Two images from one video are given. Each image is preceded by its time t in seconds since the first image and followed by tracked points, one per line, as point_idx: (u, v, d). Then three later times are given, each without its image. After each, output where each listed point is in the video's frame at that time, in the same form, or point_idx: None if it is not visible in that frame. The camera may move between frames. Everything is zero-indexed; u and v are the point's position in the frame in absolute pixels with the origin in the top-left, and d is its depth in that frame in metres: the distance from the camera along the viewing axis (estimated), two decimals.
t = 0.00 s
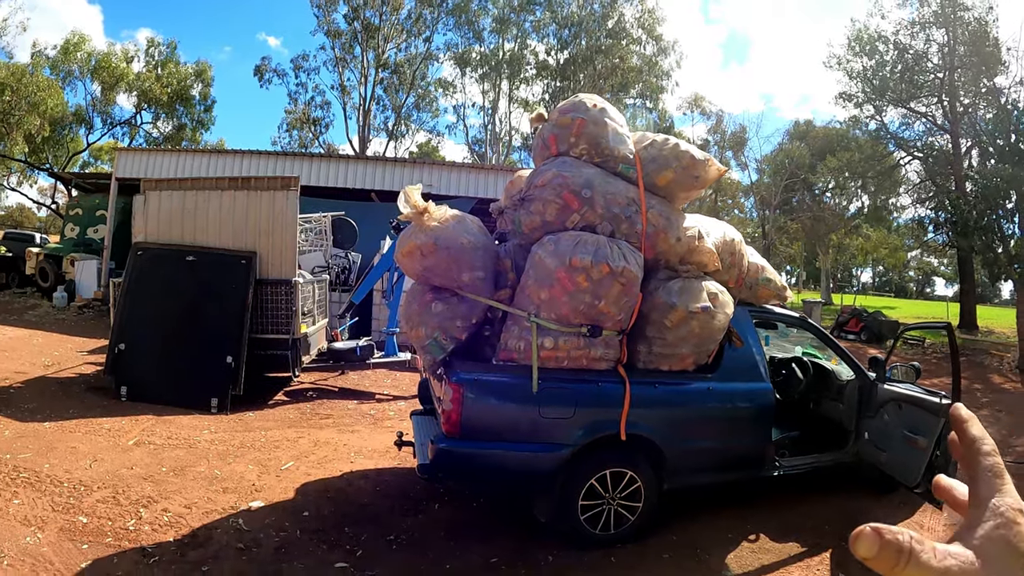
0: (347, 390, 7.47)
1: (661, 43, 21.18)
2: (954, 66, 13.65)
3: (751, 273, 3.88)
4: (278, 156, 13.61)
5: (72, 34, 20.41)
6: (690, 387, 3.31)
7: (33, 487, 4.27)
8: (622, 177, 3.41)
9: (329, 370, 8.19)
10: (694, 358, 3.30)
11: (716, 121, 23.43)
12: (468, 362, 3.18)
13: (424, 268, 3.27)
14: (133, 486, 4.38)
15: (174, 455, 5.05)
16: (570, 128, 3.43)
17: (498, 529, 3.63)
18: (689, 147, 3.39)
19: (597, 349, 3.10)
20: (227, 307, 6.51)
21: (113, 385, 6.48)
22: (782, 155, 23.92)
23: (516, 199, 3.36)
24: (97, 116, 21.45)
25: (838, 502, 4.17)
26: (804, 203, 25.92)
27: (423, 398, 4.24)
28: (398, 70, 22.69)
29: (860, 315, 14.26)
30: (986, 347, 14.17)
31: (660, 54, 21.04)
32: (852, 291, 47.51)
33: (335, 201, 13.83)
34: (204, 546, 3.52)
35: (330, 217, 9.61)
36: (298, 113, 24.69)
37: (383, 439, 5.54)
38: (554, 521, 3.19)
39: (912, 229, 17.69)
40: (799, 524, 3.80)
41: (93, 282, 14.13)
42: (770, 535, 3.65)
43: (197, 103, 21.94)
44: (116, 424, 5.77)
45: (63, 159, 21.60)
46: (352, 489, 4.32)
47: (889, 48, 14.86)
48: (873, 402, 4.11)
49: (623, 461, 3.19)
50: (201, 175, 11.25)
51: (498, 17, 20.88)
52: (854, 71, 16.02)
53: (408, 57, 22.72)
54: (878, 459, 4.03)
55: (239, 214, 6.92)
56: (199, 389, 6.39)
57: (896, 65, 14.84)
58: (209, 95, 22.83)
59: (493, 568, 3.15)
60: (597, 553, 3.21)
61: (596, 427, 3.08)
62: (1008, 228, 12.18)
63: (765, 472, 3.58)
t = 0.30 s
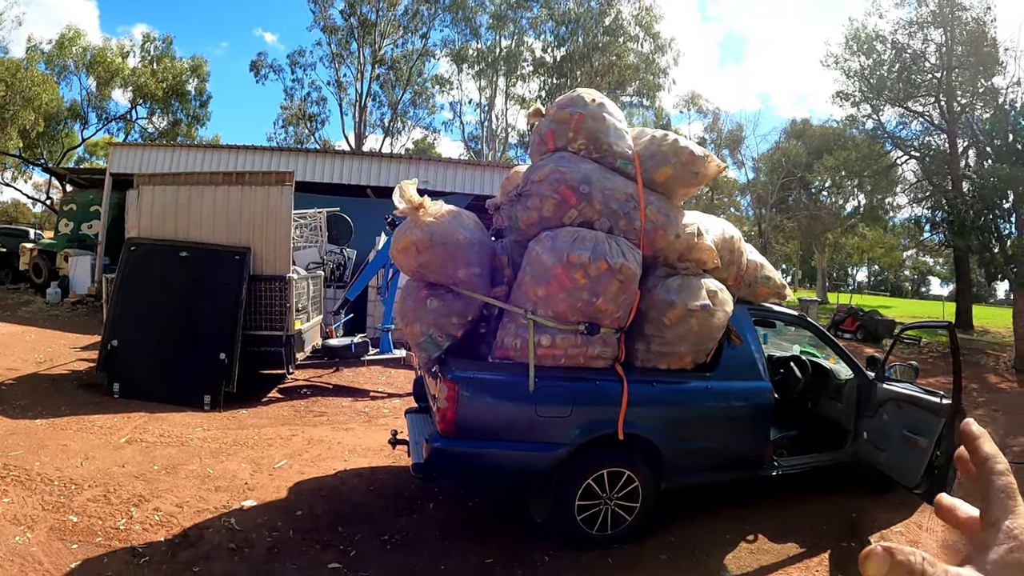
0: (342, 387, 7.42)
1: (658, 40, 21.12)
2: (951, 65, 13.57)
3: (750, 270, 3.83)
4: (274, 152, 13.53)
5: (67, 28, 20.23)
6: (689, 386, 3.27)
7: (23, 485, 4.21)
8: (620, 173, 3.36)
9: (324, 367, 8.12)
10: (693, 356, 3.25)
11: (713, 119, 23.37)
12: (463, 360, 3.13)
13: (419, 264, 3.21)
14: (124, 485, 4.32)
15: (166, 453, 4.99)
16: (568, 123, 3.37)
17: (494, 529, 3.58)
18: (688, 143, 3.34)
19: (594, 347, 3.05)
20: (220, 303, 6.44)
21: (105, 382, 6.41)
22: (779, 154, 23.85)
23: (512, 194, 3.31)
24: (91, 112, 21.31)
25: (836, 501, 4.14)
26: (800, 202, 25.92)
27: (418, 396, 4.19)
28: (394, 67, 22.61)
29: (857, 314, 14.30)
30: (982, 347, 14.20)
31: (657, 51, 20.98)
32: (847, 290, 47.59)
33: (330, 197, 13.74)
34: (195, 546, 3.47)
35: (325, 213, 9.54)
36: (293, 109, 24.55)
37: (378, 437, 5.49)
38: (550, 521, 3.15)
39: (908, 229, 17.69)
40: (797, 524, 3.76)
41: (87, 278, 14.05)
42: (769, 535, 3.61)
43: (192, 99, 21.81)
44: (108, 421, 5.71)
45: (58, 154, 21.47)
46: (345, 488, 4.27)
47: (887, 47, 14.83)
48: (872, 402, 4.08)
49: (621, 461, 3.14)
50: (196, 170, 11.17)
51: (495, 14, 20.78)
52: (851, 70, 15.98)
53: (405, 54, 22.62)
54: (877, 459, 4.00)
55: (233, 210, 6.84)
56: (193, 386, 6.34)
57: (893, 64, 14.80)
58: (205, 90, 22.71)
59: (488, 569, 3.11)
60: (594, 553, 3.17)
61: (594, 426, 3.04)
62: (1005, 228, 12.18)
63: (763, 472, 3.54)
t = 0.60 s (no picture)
0: (338, 387, 7.31)
1: (656, 38, 21.00)
2: (950, 63, 13.48)
3: (759, 270, 3.72)
4: (270, 149, 13.39)
5: (61, 23, 20.01)
6: (698, 389, 3.16)
7: (11, 491, 4.09)
8: (628, 168, 3.26)
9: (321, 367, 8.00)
10: (702, 359, 3.15)
11: (711, 117, 23.28)
12: (465, 363, 3.01)
13: (419, 263, 3.09)
14: (115, 490, 4.20)
15: (159, 457, 4.87)
16: (574, 117, 3.26)
17: (496, 536, 3.48)
18: (698, 138, 3.23)
19: (602, 349, 2.94)
20: (214, 302, 6.33)
21: (97, 383, 6.28)
22: (777, 152, 23.78)
23: (516, 189, 3.18)
24: (86, 108, 21.12)
25: (846, 505, 4.04)
26: (798, 200, 25.84)
27: (417, 398, 4.08)
28: (391, 63, 22.49)
29: (855, 313, 14.18)
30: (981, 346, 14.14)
31: (655, 49, 20.86)
32: (843, 289, 47.62)
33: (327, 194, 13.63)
34: (188, 555, 3.36)
35: (322, 210, 9.42)
36: (290, 106, 24.41)
37: (375, 439, 5.38)
38: (554, 530, 3.05)
39: (906, 228, 17.62)
40: (806, 529, 3.66)
41: (82, 275, 13.90)
42: (778, 541, 3.51)
43: (188, 95, 21.63)
44: (100, 423, 5.58)
45: (53, 151, 21.29)
46: (342, 494, 4.15)
47: (885, 46, 14.74)
48: (881, 404, 3.98)
49: (628, 467, 3.04)
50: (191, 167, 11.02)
51: (493, 11, 20.65)
52: (850, 68, 15.84)
53: (402, 50, 22.48)
54: (886, 462, 3.92)
55: (227, 206, 6.71)
56: (187, 386, 6.22)
57: (893, 63, 14.70)
58: (201, 87, 22.52)
59: None
60: (600, 561, 3.07)
61: (601, 431, 2.93)
62: (1006, 227, 12.14)
63: (772, 477, 3.44)
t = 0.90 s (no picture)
0: (335, 391, 7.21)
1: (655, 38, 20.92)
2: (950, 64, 13.40)
3: (766, 273, 3.63)
4: (267, 149, 13.28)
5: (58, 23, 19.88)
6: (705, 396, 3.07)
7: None
8: (633, 169, 3.17)
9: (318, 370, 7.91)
10: (709, 364, 3.05)
11: (709, 117, 23.19)
12: (465, 370, 2.92)
13: (418, 266, 3.00)
14: (106, 499, 4.10)
15: (151, 464, 4.77)
16: (577, 116, 3.17)
17: (497, 547, 3.38)
18: (704, 139, 3.14)
19: (607, 355, 2.85)
20: (208, 304, 6.22)
21: (90, 386, 6.19)
22: (776, 152, 23.70)
23: (518, 189, 3.08)
24: (83, 108, 20.98)
25: (854, 512, 3.96)
26: (798, 200, 25.74)
27: (416, 403, 3.98)
28: (389, 63, 22.42)
29: (856, 314, 14.12)
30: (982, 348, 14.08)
31: (654, 49, 20.77)
32: (841, 289, 47.57)
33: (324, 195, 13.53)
34: (180, 568, 3.27)
35: (319, 211, 9.31)
36: (287, 106, 24.30)
37: (372, 445, 5.28)
38: (558, 541, 2.95)
39: (905, 228, 17.52)
40: (814, 538, 3.57)
41: (77, 276, 13.77)
42: (786, 550, 3.42)
43: (185, 95, 21.49)
44: (93, 429, 5.48)
45: (49, 151, 21.16)
46: (338, 502, 4.06)
47: (885, 46, 14.66)
48: (889, 409, 3.90)
49: (633, 476, 2.94)
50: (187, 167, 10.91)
51: (490, 10, 20.54)
52: (849, 68, 15.73)
53: (400, 50, 22.40)
54: (893, 468, 3.84)
55: (221, 207, 6.61)
56: (181, 390, 6.12)
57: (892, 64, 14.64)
58: (198, 87, 22.40)
59: None
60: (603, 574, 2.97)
61: (606, 440, 2.84)
62: (1007, 227, 11.99)
63: (780, 485, 3.35)
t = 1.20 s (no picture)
0: (331, 392, 7.12)
1: (656, 37, 20.80)
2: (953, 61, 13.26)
3: (765, 270, 3.54)
4: (266, 148, 13.21)
5: (58, 24, 19.84)
6: (703, 397, 2.97)
7: None
8: (627, 163, 3.07)
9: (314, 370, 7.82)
10: (707, 365, 2.95)
11: (711, 116, 23.06)
12: (454, 371, 2.84)
13: (407, 264, 2.92)
14: (94, 500, 4.02)
15: (141, 466, 4.68)
16: (570, 110, 3.07)
17: (489, 552, 3.30)
18: (701, 132, 3.05)
19: (600, 355, 2.76)
20: (202, 304, 6.15)
21: (83, 387, 6.10)
22: (778, 151, 23.55)
23: (510, 185, 2.98)
24: (83, 109, 20.93)
25: (856, 516, 3.86)
26: (800, 199, 25.57)
27: (407, 405, 3.89)
28: (390, 63, 22.34)
29: (858, 313, 13.97)
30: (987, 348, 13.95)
31: (655, 48, 20.67)
32: (844, 289, 47.40)
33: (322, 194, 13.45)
34: (164, 571, 3.19)
35: (316, 211, 9.22)
36: (288, 107, 24.22)
37: (365, 447, 5.19)
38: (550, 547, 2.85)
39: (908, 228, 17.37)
40: (815, 542, 3.48)
41: (76, 277, 13.72)
42: (786, 555, 3.32)
43: (186, 96, 21.44)
44: (84, 430, 5.40)
45: (50, 152, 21.12)
46: (328, 505, 3.97)
47: (886, 45, 14.51)
48: (893, 410, 3.81)
49: (627, 479, 2.84)
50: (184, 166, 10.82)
51: (491, 10, 20.43)
52: (851, 67, 15.54)
53: (400, 50, 22.32)
54: (898, 471, 3.74)
55: (215, 206, 6.52)
56: (174, 390, 6.04)
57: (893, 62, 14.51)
58: (199, 88, 22.35)
59: None
60: None
61: (600, 443, 2.75)
62: (1011, 225, 11.80)
63: (780, 488, 3.25)
